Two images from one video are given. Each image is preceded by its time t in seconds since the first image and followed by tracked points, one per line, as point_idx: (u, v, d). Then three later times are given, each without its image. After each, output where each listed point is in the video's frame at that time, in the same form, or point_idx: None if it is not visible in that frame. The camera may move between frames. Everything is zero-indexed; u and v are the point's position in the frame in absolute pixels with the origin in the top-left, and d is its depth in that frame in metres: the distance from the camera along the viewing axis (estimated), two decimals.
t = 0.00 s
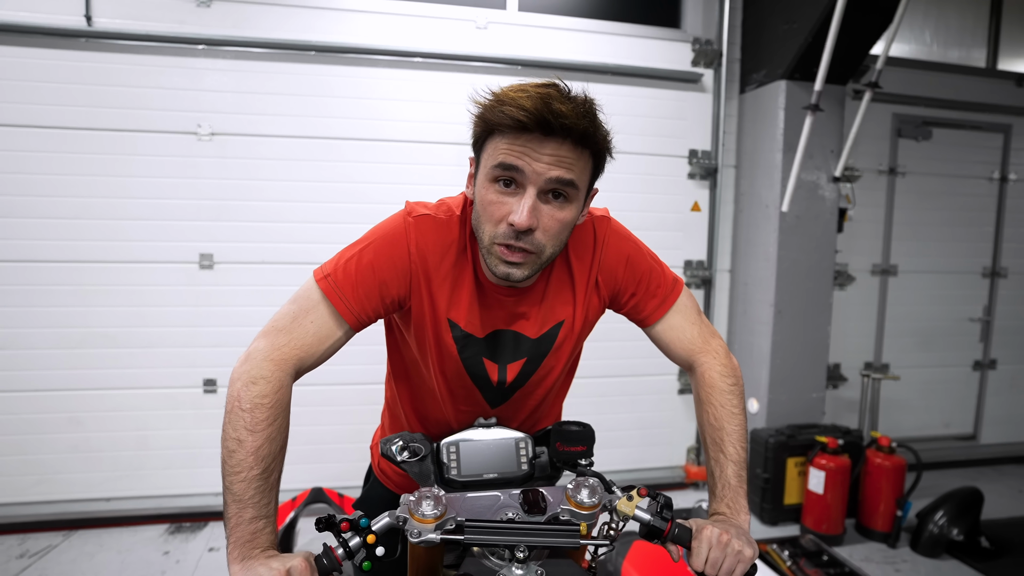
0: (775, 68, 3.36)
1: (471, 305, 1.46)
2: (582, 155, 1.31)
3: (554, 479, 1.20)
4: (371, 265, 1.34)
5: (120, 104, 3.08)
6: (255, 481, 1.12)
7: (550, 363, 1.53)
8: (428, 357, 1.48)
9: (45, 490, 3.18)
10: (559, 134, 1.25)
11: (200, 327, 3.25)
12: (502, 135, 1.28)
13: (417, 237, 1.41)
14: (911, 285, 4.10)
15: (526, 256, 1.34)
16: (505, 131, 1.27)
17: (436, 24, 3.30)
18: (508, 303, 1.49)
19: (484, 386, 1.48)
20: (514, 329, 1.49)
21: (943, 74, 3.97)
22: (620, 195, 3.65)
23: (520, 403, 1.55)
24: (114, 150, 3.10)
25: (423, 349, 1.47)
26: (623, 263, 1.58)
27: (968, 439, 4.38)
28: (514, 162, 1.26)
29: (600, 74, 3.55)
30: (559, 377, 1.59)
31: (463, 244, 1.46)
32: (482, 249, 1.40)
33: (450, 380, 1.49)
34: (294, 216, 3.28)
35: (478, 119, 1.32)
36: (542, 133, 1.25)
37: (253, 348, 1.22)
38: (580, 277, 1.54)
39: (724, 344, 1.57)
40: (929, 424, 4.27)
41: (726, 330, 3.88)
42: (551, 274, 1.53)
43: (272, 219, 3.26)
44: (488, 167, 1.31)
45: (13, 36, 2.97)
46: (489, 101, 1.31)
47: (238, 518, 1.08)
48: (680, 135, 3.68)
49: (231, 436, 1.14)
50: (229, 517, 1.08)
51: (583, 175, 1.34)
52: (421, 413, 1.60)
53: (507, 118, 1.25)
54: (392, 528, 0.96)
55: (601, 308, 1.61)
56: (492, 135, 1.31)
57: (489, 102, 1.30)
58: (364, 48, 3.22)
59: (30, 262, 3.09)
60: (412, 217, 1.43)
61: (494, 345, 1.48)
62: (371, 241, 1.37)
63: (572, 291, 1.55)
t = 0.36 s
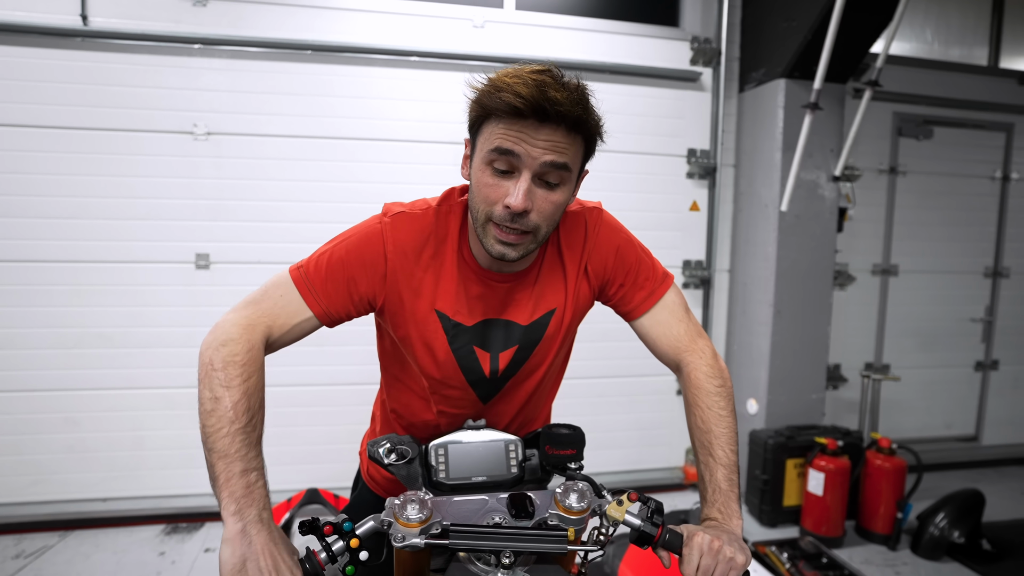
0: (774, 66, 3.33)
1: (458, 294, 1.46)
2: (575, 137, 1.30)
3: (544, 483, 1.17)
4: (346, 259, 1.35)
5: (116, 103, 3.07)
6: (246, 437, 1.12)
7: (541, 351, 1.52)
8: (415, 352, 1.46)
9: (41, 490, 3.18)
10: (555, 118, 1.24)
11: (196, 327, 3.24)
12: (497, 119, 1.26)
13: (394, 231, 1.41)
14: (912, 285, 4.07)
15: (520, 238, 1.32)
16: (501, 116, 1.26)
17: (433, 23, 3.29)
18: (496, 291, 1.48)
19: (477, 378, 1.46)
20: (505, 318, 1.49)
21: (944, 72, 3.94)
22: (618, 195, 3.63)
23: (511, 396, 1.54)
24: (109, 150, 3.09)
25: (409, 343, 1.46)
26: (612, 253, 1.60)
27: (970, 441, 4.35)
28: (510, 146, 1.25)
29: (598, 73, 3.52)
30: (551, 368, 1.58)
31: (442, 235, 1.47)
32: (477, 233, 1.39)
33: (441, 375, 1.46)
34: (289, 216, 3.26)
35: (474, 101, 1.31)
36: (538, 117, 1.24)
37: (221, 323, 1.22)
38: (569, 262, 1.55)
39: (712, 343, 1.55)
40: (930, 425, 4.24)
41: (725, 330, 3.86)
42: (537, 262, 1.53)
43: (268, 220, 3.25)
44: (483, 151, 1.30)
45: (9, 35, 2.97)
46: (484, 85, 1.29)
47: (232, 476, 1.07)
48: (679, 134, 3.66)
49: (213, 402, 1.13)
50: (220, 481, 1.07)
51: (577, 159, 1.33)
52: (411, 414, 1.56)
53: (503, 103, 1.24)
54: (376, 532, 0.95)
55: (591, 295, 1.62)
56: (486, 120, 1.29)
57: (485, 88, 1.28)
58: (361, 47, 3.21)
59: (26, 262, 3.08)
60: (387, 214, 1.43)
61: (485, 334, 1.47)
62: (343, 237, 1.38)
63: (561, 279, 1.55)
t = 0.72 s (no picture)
0: (783, 65, 3.30)
1: (463, 299, 1.46)
2: (577, 134, 1.29)
3: (544, 487, 1.16)
4: (365, 272, 1.33)
5: (124, 105, 3.10)
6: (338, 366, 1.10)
7: (545, 355, 1.52)
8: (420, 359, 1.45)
9: (51, 488, 3.21)
10: (556, 113, 1.23)
11: (203, 327, 3.26)
12: (500, 113, 1.26)
13: (403, 240, 1.39)
14: (924, 286, 4.02)
15: (520, 235, 1.31)
16: (504, 110, 1.26)
17: (439, 24, 3.29)
18: (501, 295, 1.49)
19: (481, 383, 1.46)
20: (508, 322, 1.49)
21: (957, 70, 3.88)
22: (624, 195, 3.61)
23: (514, 400, 1.54)
24: (118, 151, 3.12)
25: (417, 352, 1.45)
26: (614, 255, 1.59)
27: (983, 445, 4.28)
28: (512, 140, 1.24)
29: (605, 73, 3.51)
30: (553, 372, 1.58)
31: (450, 242, 1.47)
32: (479, 230, 1.38)
33: (445, 380, 1.47)
34: (296, 216, 3.27)
35: (479, 96, 1.31)
36: (540, 112, 1.23)
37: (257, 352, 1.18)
38: (573, 266, 1.55)
39: (713, 349, 1.53)
40: (942, 428, 4.18)
41: (733, 331, 3.82)
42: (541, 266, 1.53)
43: (275, 220, 3.26)
44: (486, 146, 1.30)
45: (20, 38, 3.00)
46: (489, 81, 1.30)
47: (347, 384, 1.02)
48: (686, 134, 3.63)
49: (285, 374, 1.10)
50: (338, 402, 1.01)
51: (579, 156, 1.32)
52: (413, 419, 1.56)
53: (506, 97, 1.24)
54: (371, 537, 0.93)
55: (593, 299, 1.62)
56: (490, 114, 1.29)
57: (489, 83, 1.28)
58: (368, 48, 3.21)
59: (36, 263, 3.11)
60: (395, 220, 1.42)
61: (489, 338, 1.47)
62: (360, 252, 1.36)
63: (565, 282, 1.55)
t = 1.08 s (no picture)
0: (792, 64, 3.27)
1: (471, 311, 1.46)
2: (586, 139, 1.29)
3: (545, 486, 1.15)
4: (374, 289, 1.31)
5: (134, 106, 3.13)
6: (352, 423, 1.07)
7: (550, 362, 1.54)
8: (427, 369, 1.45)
9: (62, 485, 3.25)
10: (566, 117, 1.24)
11: (212, 326, 3.29)
12: (508, 118, 1.27)
13: (411, 253, 1.37)
14: (936, 286, 3.97)
15: (529, 242, 1.31)
16: (512, 115, 1.27)
17: (445, 24, 3.29)
18: (509, 305, 1.49)
19: (487, 391, 1.48)
20: (515, 332, 1.49)
21: (969, 68, 3.83)
22: (631, 195, 3.59)
23: (519, 405, 1.57)
24: (128, 152, 3.15)
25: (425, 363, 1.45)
26: (620, 260, 1.59)
27: (996, 447, 4.22)
28: (521, 145, 1.25)
29: (612, 72, 3.50)
30: (557, 377, 1.61)
31: (457, 254, 1.45)
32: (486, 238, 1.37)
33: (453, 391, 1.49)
34: (303, 216, 3.29)
35: (486, 101, 1.32)
36: (549, 116, 1.24)
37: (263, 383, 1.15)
38: (580, 274, 1.54)
39: (721, 350, 1.53)
40: (953, 430, 4.13)
41: (742, 331, 3.80)
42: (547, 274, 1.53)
43: (283, 220, 3.28)
44: (494, 151, 1.31)
45: (33, 40, 3.04)
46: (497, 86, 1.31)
47: (365, 455, 1.00)
48: (694, 133, 3.61)
49: (294, 424, 1.05)
50: (355, 473, 0.99)
51: (588, 163, 1.32)
52: (417, 422, 1.58)
53: (515, 101, 1.25)
54: (371, 532, 0.95)
55: (598, 306, 1.62)
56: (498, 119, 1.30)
57: (497, 87, 1.29)
58: (375, 48, 3.22)
59: (48, 263, 3.15)
60: (401, 232, 1.40)
61: (495, 348, 1.48)
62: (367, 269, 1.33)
63: (571, 291, 1.55)
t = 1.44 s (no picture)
0: (796, 65, 3.27)
1: (470, 309, 1.47)
2: (567, 128, 1.30)
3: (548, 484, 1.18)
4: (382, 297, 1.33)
5: (142, 108, 3.16)
6: (362, 429, 1.08)
7: (552, 356, 1.56)
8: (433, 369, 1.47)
9: (70, 483, 3.28)
10: (543, 110, 1.25)
11: (218, 326, 3.31)
12: (489, 117, 1.29)
13: (410, 256, 1.39)
14: (940, 287, 3.96)
15: (522, 234, 1.32)
16: (493, 114, 1.28)
17: (449, 25, 3.31)
18: (508, 302, 1.51)
19: (489, 388, 1.49)
20: (514, 327, 1.51)
21: (973, 69, 3.83)
22: (634, 196, 3.60)
23: (521, 400, 1.58)
24: (136, 154, 3.18)
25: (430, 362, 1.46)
26: (615, 257, 1.61)
27: (1002, 449, 4.21)
28: (503, 142, 1.26)
29: (616, 74, 3.51)
30: (558, 372, 1.62)
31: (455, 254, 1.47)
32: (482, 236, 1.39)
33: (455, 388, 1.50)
34: (309, 217, 3.32)
35: (466, 103, 1.34)
36: (527, 111, 1.25)
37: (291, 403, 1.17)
38: (577, 269, 1.56)
39: (714, 349, 1.54)
40: (958, 431, 4.12)
41: (745, 332, 3.80)
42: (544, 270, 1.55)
43: (288, 220, 3.31)
44: (479, 150, 1.32)
45: (42, 43, 3.07)
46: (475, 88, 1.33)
47: (373, 460, 1.00)
48: (697, 134, 3.62)
49: (314, 439, 1.07)
50: (367, 479, 0.99)
51: (571, 150, 1.32)
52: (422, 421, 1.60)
53: (493, 99, 1.26)
54: (376, 530, 0.96)
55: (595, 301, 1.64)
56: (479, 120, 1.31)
57: (475, 89, 1.31)
58: (379, 50, 3.25)
59: (57, 263, 3.19)
60: (398, 235, 1.41)
61: (495, 344, 1.49)
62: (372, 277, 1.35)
63: (569, 287, 1.56)
